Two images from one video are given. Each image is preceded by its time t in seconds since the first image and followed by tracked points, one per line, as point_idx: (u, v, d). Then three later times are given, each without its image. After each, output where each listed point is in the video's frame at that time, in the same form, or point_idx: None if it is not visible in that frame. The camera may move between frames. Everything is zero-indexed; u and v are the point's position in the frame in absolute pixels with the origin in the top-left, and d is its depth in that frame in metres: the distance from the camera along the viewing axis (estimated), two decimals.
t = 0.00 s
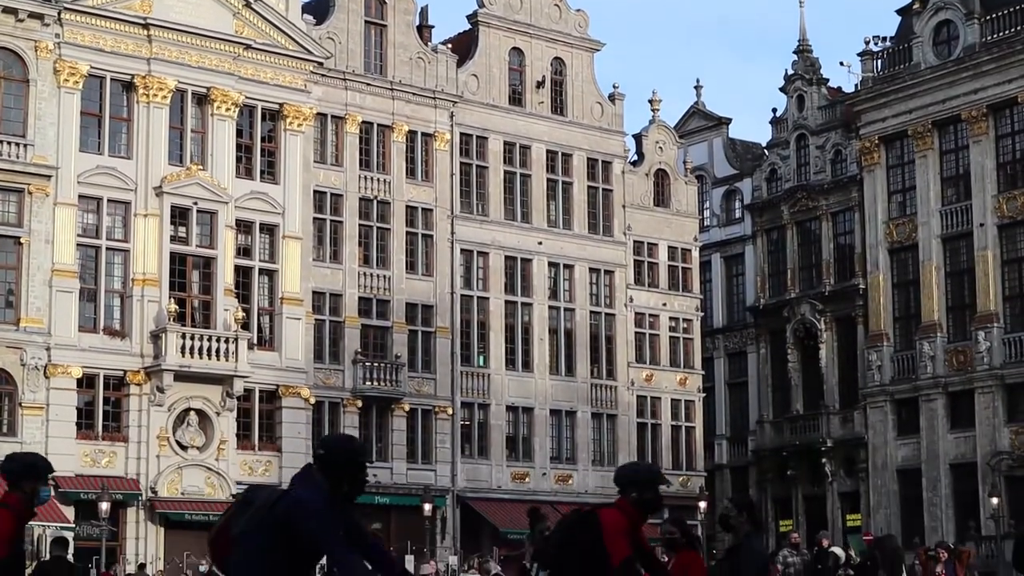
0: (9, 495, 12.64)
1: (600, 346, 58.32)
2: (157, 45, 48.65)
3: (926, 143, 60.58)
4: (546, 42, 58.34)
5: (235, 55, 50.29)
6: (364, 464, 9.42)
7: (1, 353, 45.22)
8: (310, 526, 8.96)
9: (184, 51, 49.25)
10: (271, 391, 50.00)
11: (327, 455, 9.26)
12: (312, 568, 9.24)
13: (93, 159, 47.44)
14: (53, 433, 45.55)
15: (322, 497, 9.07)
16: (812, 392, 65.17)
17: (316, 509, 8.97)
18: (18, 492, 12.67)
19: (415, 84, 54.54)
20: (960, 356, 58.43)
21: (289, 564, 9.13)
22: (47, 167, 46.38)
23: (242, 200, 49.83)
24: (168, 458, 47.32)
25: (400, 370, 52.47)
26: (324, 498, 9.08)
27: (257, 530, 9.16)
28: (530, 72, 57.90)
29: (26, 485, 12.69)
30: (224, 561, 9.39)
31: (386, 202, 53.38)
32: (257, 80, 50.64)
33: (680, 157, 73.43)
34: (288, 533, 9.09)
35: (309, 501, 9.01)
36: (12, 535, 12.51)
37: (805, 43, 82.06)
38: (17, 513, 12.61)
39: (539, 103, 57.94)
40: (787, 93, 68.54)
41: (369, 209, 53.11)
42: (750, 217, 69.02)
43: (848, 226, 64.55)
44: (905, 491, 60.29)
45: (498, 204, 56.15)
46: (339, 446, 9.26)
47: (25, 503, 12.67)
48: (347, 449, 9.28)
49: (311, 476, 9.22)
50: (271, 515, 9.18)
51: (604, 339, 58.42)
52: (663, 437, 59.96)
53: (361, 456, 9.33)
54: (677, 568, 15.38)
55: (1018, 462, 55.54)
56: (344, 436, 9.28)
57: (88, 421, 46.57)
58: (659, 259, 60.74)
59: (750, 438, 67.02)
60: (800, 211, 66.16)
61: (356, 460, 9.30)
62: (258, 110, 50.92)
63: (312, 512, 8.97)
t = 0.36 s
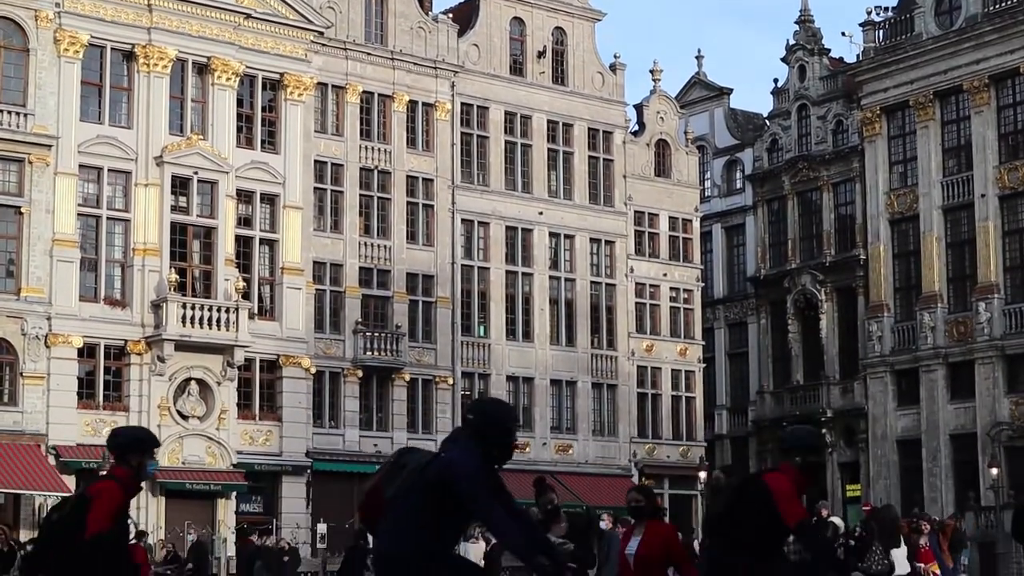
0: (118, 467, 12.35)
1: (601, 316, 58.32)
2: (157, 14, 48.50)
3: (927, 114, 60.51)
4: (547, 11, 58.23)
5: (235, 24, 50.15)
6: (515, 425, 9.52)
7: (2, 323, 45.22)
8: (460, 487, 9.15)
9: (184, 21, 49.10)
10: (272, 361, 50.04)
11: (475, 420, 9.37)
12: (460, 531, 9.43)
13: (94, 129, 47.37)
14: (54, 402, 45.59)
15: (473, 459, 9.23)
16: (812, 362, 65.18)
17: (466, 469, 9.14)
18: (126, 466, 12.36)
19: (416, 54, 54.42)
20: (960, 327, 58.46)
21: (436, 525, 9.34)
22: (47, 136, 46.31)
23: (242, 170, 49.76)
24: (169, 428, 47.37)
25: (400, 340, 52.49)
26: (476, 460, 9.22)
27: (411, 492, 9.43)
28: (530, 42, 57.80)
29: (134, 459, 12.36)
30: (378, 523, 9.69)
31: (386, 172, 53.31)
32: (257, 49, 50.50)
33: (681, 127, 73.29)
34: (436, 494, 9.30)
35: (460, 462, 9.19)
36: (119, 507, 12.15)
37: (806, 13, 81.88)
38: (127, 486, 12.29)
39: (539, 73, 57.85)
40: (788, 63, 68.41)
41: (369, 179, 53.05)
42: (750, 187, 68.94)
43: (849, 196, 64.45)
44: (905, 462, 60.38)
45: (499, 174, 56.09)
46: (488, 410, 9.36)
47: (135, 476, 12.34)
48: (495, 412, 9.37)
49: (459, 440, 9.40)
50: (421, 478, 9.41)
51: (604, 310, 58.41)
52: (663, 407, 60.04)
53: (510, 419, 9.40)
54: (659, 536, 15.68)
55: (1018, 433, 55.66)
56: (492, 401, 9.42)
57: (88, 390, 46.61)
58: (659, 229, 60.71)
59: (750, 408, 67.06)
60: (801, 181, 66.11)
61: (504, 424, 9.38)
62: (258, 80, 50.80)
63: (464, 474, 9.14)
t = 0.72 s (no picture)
0: (214, 427, 12.36)
1: (601, 286, 58.31)
2: None
3: (929, 85, 60.44)
4: None
5: None
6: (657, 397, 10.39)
7: (3, 292, 45.23)
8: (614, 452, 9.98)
9: None
10: (272, 331, 50.06)
11: (621, 388, 10.27)
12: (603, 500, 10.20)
13: (95, 98, 47.29)
14: (55, 372, 45.64)
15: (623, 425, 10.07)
16: (812, 332, 65.20)
17: (619, 433, 10.01)
18: (219, 423, 12.37)
19: (416, 23, 54.28)
20: (960, 298, 58.46)
21: (583, 489, 10.09)
22: (47, 105, 46.25)
23: (242, 139, 49.69)
24: (171, 398, 47.40)
25: (401, 310, 52.51)
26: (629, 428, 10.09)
27: (557, 460, 10.18)
28: (532, 12, 57.72)
29: (224, 416, 12.38)
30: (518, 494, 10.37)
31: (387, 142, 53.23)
32: (258, 19, 50.34)
33: (681, 97, 73.15)
34: (586, 459, 10.09)
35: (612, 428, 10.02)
36: (219, 465, 12.28)
37: None
38: (223, 446, 12.36)
39: (540, 43, 57.75)
40: (790, 33, 68.26)
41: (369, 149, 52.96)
42: (751, 158, 68.84)
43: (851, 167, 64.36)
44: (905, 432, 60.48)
45: (499, 145, 56.03)
46: (635, 379, 10.27)
47: (229, 434, 12.38)
48: (642, 383, 10.26)
49: (605, 407, 10.23)
50: (569, 447, 10.19)
51: (605, 280, 58.39)
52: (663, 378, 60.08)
53: (654, 391, 10.28)
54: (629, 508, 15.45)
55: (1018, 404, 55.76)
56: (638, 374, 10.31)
57: (89, 360, 46.66)
58: (660, 200, 60.65)
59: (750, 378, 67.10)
60: (801, 152, 66.03)
61: (651, 396, 10.26)
62: (259, 49, 50.69)
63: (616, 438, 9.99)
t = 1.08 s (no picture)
0: (321, 393, 11.42)
1: (602, 251, 58.28)
2: None
3: (930, 50, 60.29)
4: None
5: None
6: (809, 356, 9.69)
7: (3, 257, 45.18)
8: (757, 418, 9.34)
9: None
10: (273, 296, 50.05)
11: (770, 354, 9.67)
12: (747, 462, 9.81)
13: (95, 63, 47.17)
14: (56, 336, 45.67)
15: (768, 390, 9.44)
16: (813, 297, 65.20)
17: (765, 402, 9.33)
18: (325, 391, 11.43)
19: None
20: (961, 263, 58.36)
21: (725, 459, 9.72)
22: (47, 69, 46.14)
23: (243, 104, 49.56)
24: (171, 362, 47.44)
25: (401, 275, 52.53)
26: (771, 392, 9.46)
27: (696, 428, 9.81)
28: None
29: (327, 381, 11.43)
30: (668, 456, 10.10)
31: (387, 107, 53.16)
32: None
33: (683, 61, 73.03)
34: (726, 429, 9.65)
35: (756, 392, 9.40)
36: (326, 431, 11.30)
37: None
38: (331, 414, 11.37)
39: (542, 7, 57.61)
40: None
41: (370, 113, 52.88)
42: (753, 123, 68.71)
43: (852, 132, 64.23)
44: (905, 397, 60.49)
45: (500, 110, 55.94)
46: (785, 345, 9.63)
47: (339, 402, 11.40)
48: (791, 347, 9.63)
49: (753, 371, 9.62)
50: (708, 416, 9.75)
51: (606, 244, 58.36)
52: (664, 342, 60.13)
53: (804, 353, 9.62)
54: (595, 474, 14.58)
55: (1018, 369, 55.75)
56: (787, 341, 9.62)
57: (90, 324, 46.74)
58: (661, 165, 60.60)
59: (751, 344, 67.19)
60: (802, 117, 65.95)
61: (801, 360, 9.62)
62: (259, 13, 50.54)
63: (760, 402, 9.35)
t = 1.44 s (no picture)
0: (421, 359, 10.91)
1: (603, 217, 58.25)
2: None
3: (932, 16, 60.13)
4: None
5: None
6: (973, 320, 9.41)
7: (3, 222, 45.06)
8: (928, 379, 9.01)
9: None
10: (274, 261, 50.05)
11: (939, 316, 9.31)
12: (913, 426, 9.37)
13: (95, 27, 47.07)
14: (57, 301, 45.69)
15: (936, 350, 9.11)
16: (813, 264, 65.18)
17: (931, 361, 9.03)
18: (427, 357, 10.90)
19: None
20: (963, 230, 58.32)
21: (895, 424, 9.24)
22: (47, 34, 46.01)
23: (244, 68, 49.45)
24: (172, 327, 47.48)
25: (402, 240, 52.54)
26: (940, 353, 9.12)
27: (861, 392, 9.37)
28: None
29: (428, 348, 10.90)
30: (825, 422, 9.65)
31: (388, 72, 53.07)
32: None
33: (685, 27, 72.87)
34: (892, 392, 9.23)
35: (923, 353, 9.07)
36: (430, 401, 10.76)
37: None
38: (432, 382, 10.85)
39: None
40: None
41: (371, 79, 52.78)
42: (754, 89, 68.54)
43: (854, 98, 64.11)
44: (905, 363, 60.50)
45: (501, 75, 55.83)
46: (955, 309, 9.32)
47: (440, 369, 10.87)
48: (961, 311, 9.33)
49: (918, 333, 9.28)
50: (878, 374, 9.32)
51: (607, 210, 58.33)
52: (664, 308, 60.15)
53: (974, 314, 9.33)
54: (562, 446, 14.81)
55: (1018, 335, 55.77)
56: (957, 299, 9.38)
57: (91, 289, 46.77)
58: (662, 131, 60.52)
59: (751, 310, 67.19)
60: (804, 83, 65.82)
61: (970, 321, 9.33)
62: None
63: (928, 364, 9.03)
